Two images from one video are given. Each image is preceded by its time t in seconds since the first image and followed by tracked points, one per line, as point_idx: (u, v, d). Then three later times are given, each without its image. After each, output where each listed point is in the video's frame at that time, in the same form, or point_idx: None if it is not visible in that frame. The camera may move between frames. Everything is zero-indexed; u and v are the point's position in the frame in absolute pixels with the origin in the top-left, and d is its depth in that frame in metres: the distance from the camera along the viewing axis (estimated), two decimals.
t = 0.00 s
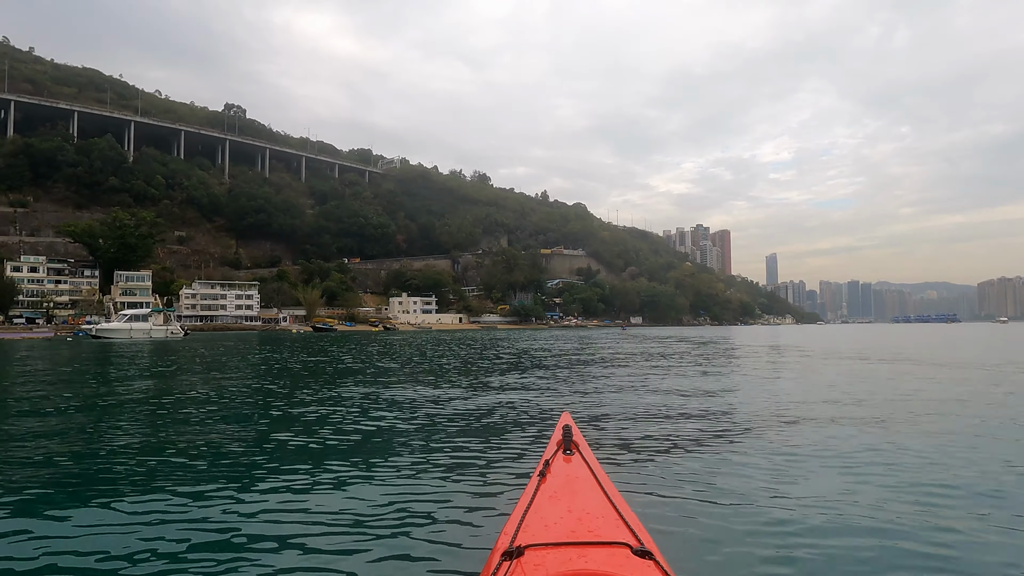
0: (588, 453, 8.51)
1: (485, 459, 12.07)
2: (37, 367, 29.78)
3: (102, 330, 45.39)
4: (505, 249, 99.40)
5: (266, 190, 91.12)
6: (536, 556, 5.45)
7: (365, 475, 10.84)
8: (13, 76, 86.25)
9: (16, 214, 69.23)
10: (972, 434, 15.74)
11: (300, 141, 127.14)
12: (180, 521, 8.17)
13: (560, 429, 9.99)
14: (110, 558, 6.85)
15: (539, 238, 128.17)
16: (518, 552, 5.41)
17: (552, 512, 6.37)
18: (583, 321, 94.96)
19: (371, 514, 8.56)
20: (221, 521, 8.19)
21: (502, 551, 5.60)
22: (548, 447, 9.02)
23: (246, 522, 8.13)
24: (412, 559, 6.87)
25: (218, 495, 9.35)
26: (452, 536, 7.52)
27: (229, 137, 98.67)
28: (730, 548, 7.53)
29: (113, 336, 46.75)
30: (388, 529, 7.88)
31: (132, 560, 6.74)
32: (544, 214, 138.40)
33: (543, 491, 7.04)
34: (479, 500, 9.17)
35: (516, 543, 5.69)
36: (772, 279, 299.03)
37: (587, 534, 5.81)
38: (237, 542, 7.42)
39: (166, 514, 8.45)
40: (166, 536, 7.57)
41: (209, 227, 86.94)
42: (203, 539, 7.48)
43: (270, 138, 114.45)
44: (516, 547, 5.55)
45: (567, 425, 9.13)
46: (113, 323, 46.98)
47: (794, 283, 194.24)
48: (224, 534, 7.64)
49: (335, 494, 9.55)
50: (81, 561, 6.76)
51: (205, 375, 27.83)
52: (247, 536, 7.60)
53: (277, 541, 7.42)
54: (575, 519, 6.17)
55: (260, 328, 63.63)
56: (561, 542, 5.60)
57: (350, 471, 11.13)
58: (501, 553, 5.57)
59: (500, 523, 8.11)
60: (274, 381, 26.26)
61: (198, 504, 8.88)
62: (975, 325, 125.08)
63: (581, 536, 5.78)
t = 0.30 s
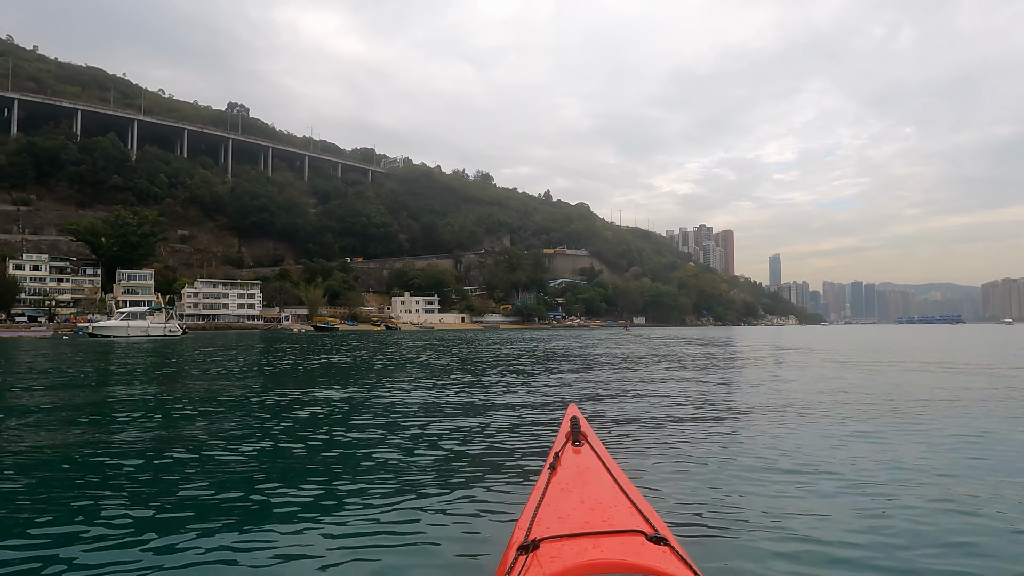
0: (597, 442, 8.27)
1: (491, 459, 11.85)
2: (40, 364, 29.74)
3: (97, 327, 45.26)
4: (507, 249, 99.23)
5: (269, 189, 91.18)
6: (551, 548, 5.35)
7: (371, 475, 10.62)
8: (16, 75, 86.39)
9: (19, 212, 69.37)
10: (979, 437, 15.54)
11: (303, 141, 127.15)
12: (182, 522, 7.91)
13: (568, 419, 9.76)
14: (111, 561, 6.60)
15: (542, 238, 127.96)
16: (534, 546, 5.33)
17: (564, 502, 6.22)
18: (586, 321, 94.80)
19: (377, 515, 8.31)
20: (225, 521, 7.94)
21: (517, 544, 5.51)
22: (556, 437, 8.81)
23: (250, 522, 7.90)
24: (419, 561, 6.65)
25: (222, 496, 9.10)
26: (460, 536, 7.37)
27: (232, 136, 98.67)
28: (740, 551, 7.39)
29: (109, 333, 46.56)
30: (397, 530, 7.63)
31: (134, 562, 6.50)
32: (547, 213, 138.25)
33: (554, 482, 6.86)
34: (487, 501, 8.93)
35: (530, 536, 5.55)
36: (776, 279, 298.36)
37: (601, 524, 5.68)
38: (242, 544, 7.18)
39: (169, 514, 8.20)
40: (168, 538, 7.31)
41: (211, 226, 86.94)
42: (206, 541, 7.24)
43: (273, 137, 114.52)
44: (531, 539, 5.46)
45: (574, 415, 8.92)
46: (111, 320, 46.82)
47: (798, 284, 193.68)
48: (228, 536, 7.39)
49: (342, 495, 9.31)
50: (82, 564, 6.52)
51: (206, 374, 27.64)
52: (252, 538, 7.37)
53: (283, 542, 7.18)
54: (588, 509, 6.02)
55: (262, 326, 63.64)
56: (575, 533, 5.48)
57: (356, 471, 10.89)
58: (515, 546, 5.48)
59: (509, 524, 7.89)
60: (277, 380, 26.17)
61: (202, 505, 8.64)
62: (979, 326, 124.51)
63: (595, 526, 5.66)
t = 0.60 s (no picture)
0: (602, 450, 8.18)
1: (493, 461, 11.74)
2: (42, 365, 29.76)
3: (92, 329, 44.93)
4: (510, 250, 99.15)
5: (272, 190, 91.30)
6: (553, 553, 5.17)
7: (373, 477, 10.51)
8: (21, 77, 86.63)
9: (23, 213, 69.54)
10: (986, 438, 15.37)
11: (306, 142, 127.31)
12: (179, 523, 7.80)
13: (571, 425, 9.64)
14: (104, 563, 6.50)
15: (545, 239, 127.82)
16: (535, 550, 5.13)
17: (567, 508, 6.07)
18: (589, 323, 94.63)
19: (375, 516, 8.16)
20: (222, 523, 7.84)
21: (519, 548, 5.35)
22: (560, 445, 8.69)
23: (249, 523, 7.79)
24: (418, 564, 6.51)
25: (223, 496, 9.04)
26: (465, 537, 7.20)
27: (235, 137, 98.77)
28: (747, 552, 7.26)
29: (105, 334, 46.30)
30: (396, 533, 7.49)
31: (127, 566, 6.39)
32: (550, 215, 138.17)
33: (556, 488, 6.73)
34: (488, 503, 8.75)
35: (533, 540, 5.40)
36: (779, 281, 297.82)
37: (604, 530, 5.51)
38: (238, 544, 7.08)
39: (169, 515, 8.13)
40: (162, 539, 7.18)
41: (214, 227, 86.97)
42: (203, 541, 7.14)
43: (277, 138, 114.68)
44: (532, 544, 5.27)
45: (579, 422, 8.81)
46: (106, 321, 46.30)
47: (801, 286, 192.95)
48: (225, 537, 7.30)
49: (343, 496, 9.22)
50: (74, 566, 6.42)
51: (211, 375, 27.62)
52: (248, 538, 7.24)
53: (280, 544, 7.07)
54: (591, 516, 5.86)
55: (264, 327, 63.64)
56: (577, 539, 5.30)
57: (359, 473, 10.79)
58: (517, 551, 5.30)
59: (515, 526, 7.74)
60: (280, 381, 26.13)
61: (203, 506, 8.60)
62: (984, 329, 123.84)
63: (597, 532, 5.49)
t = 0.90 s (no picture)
0: (588, 452, 8.04)
1: (490, 461, 11.56)
2: (43, 366, 29.70)
3: (90, 329, 44.45)
4: (514, 250, 98.99)
5: (275, 190, 91.33)
6: (529, 553, 5.02)
7: (368, 476, 10.35)
8: (24, 77, 86.87)
9: (26, 214, 69.73)
10: (989, 438, 15.14)
11: (309, 142, 127.50)
12: (164, 522, 7.66)
13: (560, 427, 9.50)
14: (91, 560, 6.40)
15: (548, 239, 127.55)
16: (511, 549, 4.98)
17: (547, 508, 5.95)
18: (593, 323, 94.42)
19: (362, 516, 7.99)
20: (210, 522, 7.69)
21: (496, 546, 5.21)
22: (547, 446, 8.54)
23: (237, 522, 7.65)
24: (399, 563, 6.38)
25: (216, 496, 8.90)
26: (450, 535, 7.08)
27: (238, 137, 98.93)
28: (736, 551, 7.12)
29: (103, 334, 45.86)
30: (383, 532, 7.32)
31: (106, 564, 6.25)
32: (553, 214, 138.03)
33: (539, 488, 6.58)
34: (477, 503, 8.60)
35: (509, 539, 5.27)
36: (784, 280, 296.76)
37: (582, 533, 5.36)
38: (222, 543, 6.92)
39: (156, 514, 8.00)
40: (145, 538, 7.04)
41: (217, 227, 87.07)
42: (188, 540, 6.99)
43: (280, 138, 114.80)
44: (508, 543, 5.13)
45: (567, 424, 8.67)
46: (104, 321, 46.01)
47: (806, 286, 192.32)
48: (210, 536, 7.15)
49: (336, 495, 9.07)
50: (59, 563, 6.30)
51: (213, 376, 27.55)
52: (233, 538, 7.09)
53: (265, 543, 6.91)
54: (569, 518, 5.72)
55: (266, 327, 63.63)
56: (554, 540, 5.15)
57: (354, 471, 10.63)
58: (492, 550, 5.16)
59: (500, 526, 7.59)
60: (281, 380, 26.08)
61: (195, 504, 8.49)
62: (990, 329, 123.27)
63: (575, 534, 5.34)
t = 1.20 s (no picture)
0: (595, 447, 7.93)
1: (497, 461, 11.27)
2: (44, 362, 29.67)
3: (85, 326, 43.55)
4: (515, 247, 98.90)
5: (276, 187, 91.21)
6: (545, 549, 4.90)
7: (375, 475, 10.12)
8: (25, 73, 86.67)
9: (27, 209, 69.55)
10: (996, 438, 14.96)
11: (310, 139, 127.34)
12: (168, 522, 7.44)
13: (564, 424, 9.40)
14: (101, 551, 6.46)
15: (549, 237, 127.36)
16: (527, 546, 4.86)
17: (559, 504, 5.82)
18: (594, 320, 94.19)
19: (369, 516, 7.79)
20: (216, 521, 7.48)
21: (510, 545, 5.06)
22: (554, 442, 8.46)
23: (243, 523, 7.43)
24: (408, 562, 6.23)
25: (222, 495, 8.68)
26: (460, 532, 6.97)
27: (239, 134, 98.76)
28: (749, 549, 6.99)
29: (94, 330, 44.79)
30: (392, 533, 7.11)
31: (109, 565, 6.04)
32: (554, 212, 137.86)
33: (550, 484, 6.47)
34: (485, 502, 8.42)
35: (524, 537, 5.12)
36: (786, 279, 296.34)
37: (596, 526, 5.24)
38: (227, 544, 6.71)
39: (160, 513, 7.77)
40: (149, 538, 6.83)
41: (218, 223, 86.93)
42: (194, 541, 6.76)
43: (281, 135, 114.67)
44: (524, 541, 5.00)
45: (573, 420, 8.59)
46: (97, 318, 45.30)
47: (807, 284, 191.95)
48: (216, 535, 6.93)
49: (345, 494, 8.87)
50: (72, 552, 6.37)
51: (216, 372, 27.23)
52: (237, 538, 6.87)
53: (271, 544, 6.69)
54: (583, 512, 5.61)
55: (267, 324, 63.49)
56: (570, 535, 5.04)
57: (358, 467, 10.64)
58: (508, 548, 5.02)
59: (508, 524, 7.47)
60: (283, 377, 26.20)
61: (203, 497, 8.58)
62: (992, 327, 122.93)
63: (590, 528, 5.22)
